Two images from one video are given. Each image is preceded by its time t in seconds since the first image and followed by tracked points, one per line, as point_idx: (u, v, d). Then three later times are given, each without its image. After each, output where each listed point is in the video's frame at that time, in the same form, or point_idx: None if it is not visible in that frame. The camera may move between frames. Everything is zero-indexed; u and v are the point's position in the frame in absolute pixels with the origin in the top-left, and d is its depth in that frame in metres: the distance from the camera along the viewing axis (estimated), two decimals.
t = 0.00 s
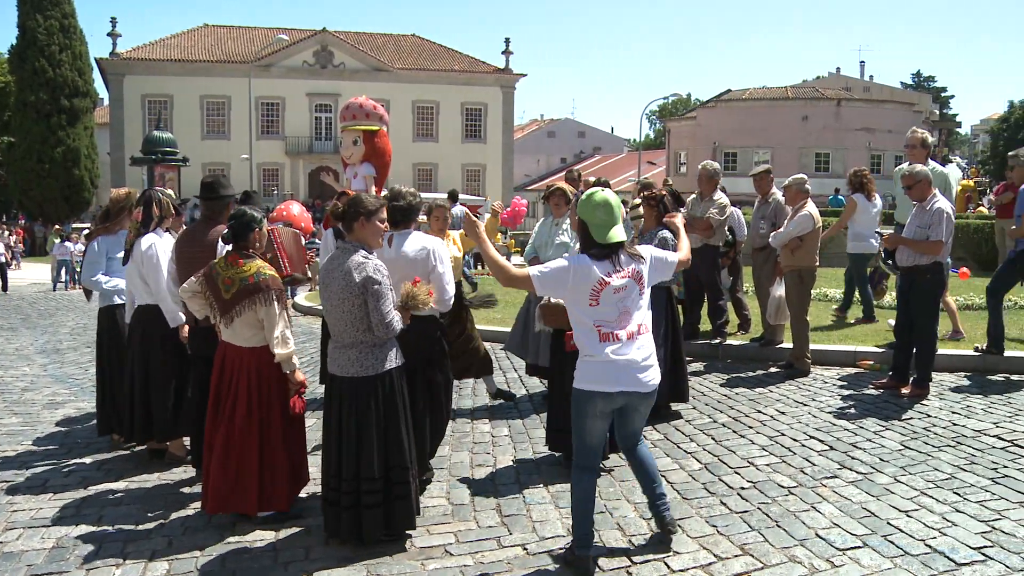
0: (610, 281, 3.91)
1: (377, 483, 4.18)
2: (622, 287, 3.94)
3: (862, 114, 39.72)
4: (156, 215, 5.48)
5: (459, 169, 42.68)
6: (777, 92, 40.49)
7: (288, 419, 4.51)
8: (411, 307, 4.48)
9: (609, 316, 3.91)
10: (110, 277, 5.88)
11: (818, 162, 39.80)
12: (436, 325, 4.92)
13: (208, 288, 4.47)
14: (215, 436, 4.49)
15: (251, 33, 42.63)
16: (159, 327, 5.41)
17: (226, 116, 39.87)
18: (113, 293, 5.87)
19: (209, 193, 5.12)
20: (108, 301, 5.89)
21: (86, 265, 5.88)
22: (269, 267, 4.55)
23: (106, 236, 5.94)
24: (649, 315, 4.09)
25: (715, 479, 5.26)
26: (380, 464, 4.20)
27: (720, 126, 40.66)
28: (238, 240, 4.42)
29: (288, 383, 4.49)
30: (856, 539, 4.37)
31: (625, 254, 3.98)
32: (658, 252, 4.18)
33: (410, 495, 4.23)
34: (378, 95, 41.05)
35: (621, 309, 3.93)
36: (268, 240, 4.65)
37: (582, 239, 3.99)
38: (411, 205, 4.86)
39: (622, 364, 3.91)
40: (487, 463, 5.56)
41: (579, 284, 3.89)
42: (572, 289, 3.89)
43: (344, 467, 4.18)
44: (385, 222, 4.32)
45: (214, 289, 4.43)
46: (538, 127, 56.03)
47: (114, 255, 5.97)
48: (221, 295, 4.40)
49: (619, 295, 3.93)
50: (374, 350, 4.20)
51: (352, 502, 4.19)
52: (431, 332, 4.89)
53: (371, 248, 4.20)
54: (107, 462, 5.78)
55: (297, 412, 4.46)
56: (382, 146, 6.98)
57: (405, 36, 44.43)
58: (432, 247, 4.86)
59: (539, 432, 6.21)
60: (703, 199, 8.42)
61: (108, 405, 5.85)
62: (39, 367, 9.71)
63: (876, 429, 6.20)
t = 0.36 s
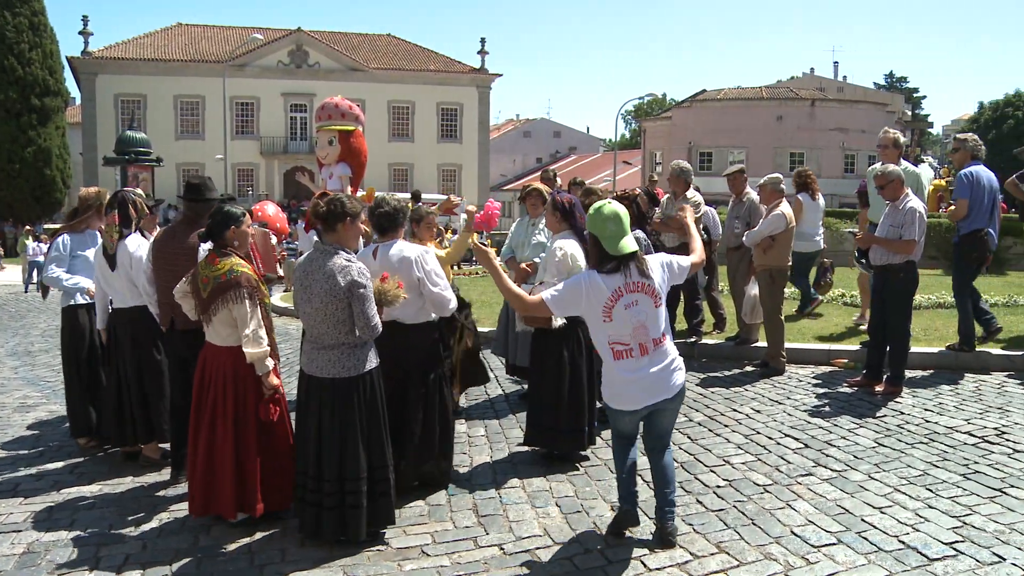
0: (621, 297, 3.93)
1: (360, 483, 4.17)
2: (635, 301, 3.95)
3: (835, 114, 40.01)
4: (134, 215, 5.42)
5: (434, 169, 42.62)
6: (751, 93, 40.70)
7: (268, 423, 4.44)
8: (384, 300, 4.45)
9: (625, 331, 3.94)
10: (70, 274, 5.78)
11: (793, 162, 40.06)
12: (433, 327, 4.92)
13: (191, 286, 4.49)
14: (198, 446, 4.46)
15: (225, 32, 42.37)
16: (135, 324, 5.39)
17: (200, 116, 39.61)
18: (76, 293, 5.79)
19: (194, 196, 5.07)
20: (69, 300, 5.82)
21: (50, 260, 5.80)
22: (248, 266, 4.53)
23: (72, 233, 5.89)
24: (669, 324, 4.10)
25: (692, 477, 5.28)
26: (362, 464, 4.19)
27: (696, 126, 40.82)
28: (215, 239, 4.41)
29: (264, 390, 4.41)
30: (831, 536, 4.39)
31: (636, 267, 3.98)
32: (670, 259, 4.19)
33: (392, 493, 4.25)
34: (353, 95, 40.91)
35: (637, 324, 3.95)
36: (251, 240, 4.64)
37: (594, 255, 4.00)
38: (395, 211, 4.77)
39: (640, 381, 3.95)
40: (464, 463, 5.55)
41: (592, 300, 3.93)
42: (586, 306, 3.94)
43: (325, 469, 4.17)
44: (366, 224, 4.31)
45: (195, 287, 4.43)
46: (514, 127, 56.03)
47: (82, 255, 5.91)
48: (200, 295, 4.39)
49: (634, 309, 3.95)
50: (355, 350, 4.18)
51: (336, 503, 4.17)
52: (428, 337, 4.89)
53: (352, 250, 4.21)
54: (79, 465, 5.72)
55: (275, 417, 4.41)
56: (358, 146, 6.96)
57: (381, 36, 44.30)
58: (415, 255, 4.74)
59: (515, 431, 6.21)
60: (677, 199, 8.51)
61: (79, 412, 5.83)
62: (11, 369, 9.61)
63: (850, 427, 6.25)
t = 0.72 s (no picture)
0: (613, 272, 3.89)
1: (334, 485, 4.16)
2: (622, 278, 3.92)
3: (808, 114, 40.31)
4: (105, 217, 5.43)
5: (409, 169, 42.56)
6: (725, 93, 40.91)
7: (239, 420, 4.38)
8: (359, 305, 4.50)
9: (611, 308, 3.88)
10: (41, 273, 5.72)
11: (767, 162, 40.31)
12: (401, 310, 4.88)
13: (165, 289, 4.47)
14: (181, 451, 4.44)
15: (198, 31, 42.08)
16: (104, 321, 5.34)
17: (172, 116, 39.35)
18: (47, 294, 5.79)
19: (161, 195, 4.99)
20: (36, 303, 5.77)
21: (17, 261, 5.71)
22: (223, 268, 4.51)
23: (40, 235, 5.80)
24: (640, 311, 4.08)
25: (666, 476, 5.31)
26: (336, 466, 4.18)
27: (670, 126, 40.99)
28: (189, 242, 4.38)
29: (235, 391, 4.36)
30: (805, 533, 4.43)
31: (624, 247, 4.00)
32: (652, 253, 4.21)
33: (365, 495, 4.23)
34: (327, 95, 40.74)
35: (620, 303, 3.91)
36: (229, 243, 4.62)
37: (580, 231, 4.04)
38: (375, 190, 4.77)
39: (616, 356, 3.86)
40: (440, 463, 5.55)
41: (587, 273, 3.83)
42: (580, 279, 3.83)
43: (299, 469, 4.16)
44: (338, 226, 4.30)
45: (170, 289, 4.41)
46: (489, 127, 56.03)
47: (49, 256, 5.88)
48: (174, 297, 4.38)
49: (620, 288, 3.92)
50: (328, 352, 4.17)
51: (309, 504, 4.16)
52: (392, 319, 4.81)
53: (324, 251, 4.19)
54: (51, 468, 5.67)
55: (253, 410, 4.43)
56: (333, 146, 6.94)
57: (356, 36, 44.15)
58: (396, 234, 4.82)
59: (490, 431, 6.22)
60: (654, 198, 8.52)
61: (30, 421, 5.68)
62: None
63: (824, 425, 6.30)
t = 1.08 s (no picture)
0: (558, 298, 3.64)
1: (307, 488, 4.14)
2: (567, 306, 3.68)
3: (784, 115, 40.55)
4: (83, 217, 5.38)
5: (386, 169, 42.47)
6: (701, 93, 41.07)
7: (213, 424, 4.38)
8: (333, 304, 4.39)
9: (550, 334, 3.65)
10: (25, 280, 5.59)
11: (743, 162, 40.49)
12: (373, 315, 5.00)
13: (138, 287, 4.43)
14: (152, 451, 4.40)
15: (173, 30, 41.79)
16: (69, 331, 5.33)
17: (147, 115, 39.09)
18: (29, 296, 5.58)
19: (124, 195, 4.96)
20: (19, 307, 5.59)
21: None
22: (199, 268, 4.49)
23: (17, 241, 5.70)
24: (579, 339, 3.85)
25: (643, 475, 5.33)
26: (311, 468, 4.16)
27: (647, 126, 41.12)
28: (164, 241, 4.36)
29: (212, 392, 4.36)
30: (781, 531, 4.45)
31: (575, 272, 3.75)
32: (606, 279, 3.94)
33: (340, 499, 4.22)
34: (304, 95, 40.57)
35: (560, 329, 3.68)
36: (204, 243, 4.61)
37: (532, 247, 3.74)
38: (351, 201, 4.91)
39: (547, 385, 3.64)
40: (416, 464, 5.54)
41: (530, 293, 3.58)
42: (521, 298, 3.58)
43: (273, 472, 4.14)
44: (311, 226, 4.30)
45: (144, 289, 4.38)
46: (466, 127, 56.00)
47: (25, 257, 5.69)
48: (148, 296, 4.35)
49: (563, 313, 3.68)
50: (301, 353, 4.15)
51: (282, 508, 4.15)
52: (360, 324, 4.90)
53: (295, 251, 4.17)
54: (24, 471, 5.61)
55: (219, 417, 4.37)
56: (310, 146, 6.92)
57: (332, 36, 44.00)
58: (370, 247, 4.95)
59: (468, 432, 6.23)
60: (633, 198, 8.55)
61: (12, 427, 5.64)
62: None
63: (800, 423, 6.34)
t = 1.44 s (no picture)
0: (522, 264, 3.76)
1: (284, 490, 4.12)
2: (532, 271, 3.80)
3: (759, 115, 40.78)
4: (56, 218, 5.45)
5: (362, 169, 42.37)
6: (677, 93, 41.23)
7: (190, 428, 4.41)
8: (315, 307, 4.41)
9: (520, 300, 3.75)
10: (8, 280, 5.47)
11: (719, 162, 40.70)
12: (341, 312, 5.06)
13: (109, 288, 4.40)
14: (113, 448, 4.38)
15: (146, 29, 41.46)
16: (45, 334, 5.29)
17: (121, 115, 38.79)
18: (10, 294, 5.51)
19: (87, 195, 4.93)
20: None
21: None
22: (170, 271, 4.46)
23: None
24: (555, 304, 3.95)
25: (620, 474, 5.34)
26: (288, 471, 4.15)
27: (624, 126, 41.25)
28: (135, 242, 4.33)
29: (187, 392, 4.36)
30: (757, 529, 4.48)
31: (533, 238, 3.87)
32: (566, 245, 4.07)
33: (318, 501, 4.21)
34: (280, 95, 40.39)
35: (530, 294, 3.78)
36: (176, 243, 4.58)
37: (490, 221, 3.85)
38: (318, 197, 4.94)
39: (528, 351, 3.73)
40: (392, 465, 5.53)
41: (492, 262, 3.70)
42: (484, 269, 3.70)
43: (250, 473, 4.11)
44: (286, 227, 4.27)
45: (113, 290, 4.34)
46: (443, 127, 55.95)
47: (5, 262, 5.46)
48: (118, 298, 4.31)
49: (529, 279, 3.79)
50: (280, 353, 4.14)
51: (258, 509, 4.13)
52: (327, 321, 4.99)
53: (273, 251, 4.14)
54: None
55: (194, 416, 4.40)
56: (285, 147, 6.89)
57: (308, 36, 43.83)
58: (339, 238, 5.11)
59: (444, 432, 6.23)
60: (610, 199, 8.59)
61: None
62: None
63: (775, 422, 6.38)
